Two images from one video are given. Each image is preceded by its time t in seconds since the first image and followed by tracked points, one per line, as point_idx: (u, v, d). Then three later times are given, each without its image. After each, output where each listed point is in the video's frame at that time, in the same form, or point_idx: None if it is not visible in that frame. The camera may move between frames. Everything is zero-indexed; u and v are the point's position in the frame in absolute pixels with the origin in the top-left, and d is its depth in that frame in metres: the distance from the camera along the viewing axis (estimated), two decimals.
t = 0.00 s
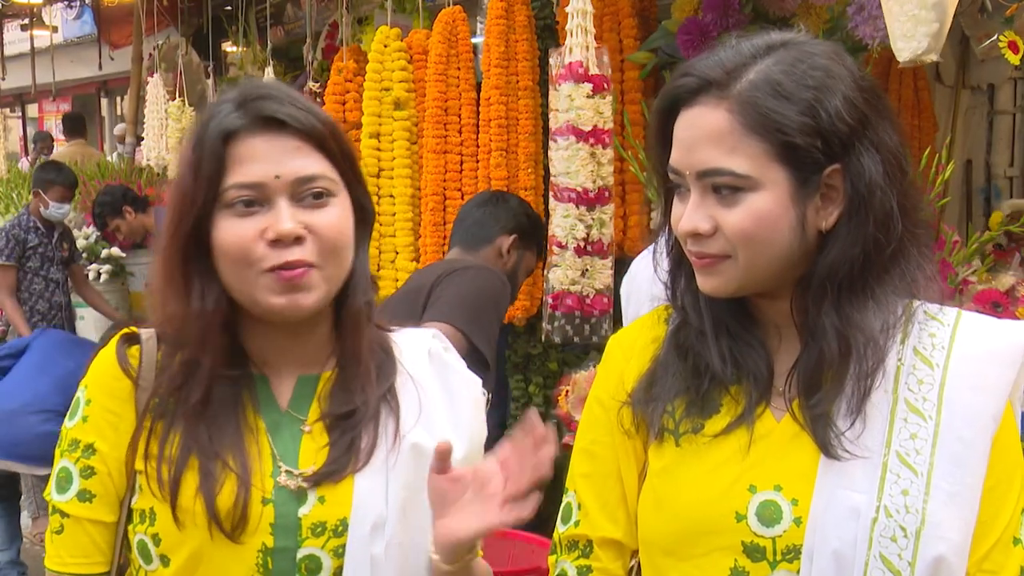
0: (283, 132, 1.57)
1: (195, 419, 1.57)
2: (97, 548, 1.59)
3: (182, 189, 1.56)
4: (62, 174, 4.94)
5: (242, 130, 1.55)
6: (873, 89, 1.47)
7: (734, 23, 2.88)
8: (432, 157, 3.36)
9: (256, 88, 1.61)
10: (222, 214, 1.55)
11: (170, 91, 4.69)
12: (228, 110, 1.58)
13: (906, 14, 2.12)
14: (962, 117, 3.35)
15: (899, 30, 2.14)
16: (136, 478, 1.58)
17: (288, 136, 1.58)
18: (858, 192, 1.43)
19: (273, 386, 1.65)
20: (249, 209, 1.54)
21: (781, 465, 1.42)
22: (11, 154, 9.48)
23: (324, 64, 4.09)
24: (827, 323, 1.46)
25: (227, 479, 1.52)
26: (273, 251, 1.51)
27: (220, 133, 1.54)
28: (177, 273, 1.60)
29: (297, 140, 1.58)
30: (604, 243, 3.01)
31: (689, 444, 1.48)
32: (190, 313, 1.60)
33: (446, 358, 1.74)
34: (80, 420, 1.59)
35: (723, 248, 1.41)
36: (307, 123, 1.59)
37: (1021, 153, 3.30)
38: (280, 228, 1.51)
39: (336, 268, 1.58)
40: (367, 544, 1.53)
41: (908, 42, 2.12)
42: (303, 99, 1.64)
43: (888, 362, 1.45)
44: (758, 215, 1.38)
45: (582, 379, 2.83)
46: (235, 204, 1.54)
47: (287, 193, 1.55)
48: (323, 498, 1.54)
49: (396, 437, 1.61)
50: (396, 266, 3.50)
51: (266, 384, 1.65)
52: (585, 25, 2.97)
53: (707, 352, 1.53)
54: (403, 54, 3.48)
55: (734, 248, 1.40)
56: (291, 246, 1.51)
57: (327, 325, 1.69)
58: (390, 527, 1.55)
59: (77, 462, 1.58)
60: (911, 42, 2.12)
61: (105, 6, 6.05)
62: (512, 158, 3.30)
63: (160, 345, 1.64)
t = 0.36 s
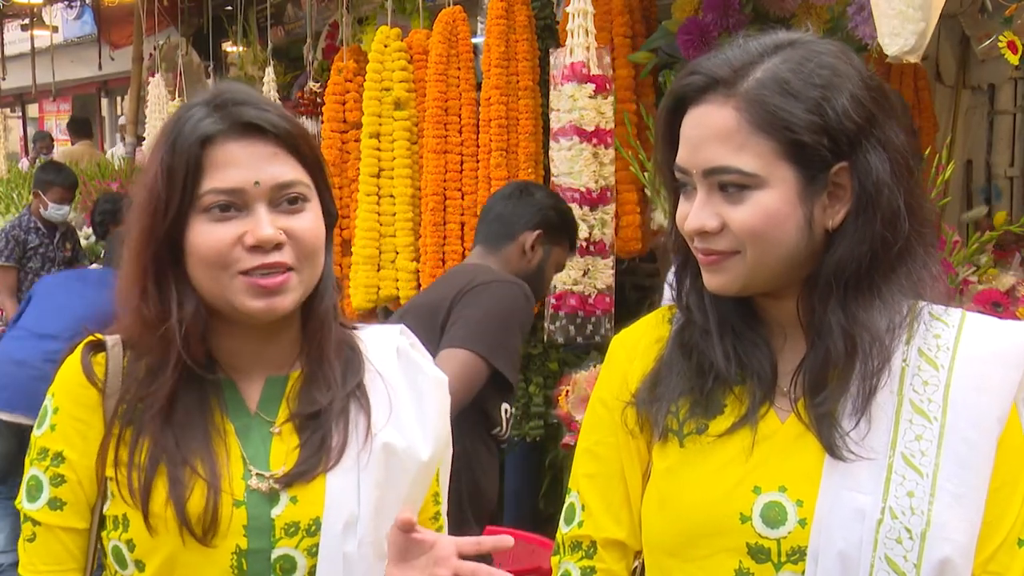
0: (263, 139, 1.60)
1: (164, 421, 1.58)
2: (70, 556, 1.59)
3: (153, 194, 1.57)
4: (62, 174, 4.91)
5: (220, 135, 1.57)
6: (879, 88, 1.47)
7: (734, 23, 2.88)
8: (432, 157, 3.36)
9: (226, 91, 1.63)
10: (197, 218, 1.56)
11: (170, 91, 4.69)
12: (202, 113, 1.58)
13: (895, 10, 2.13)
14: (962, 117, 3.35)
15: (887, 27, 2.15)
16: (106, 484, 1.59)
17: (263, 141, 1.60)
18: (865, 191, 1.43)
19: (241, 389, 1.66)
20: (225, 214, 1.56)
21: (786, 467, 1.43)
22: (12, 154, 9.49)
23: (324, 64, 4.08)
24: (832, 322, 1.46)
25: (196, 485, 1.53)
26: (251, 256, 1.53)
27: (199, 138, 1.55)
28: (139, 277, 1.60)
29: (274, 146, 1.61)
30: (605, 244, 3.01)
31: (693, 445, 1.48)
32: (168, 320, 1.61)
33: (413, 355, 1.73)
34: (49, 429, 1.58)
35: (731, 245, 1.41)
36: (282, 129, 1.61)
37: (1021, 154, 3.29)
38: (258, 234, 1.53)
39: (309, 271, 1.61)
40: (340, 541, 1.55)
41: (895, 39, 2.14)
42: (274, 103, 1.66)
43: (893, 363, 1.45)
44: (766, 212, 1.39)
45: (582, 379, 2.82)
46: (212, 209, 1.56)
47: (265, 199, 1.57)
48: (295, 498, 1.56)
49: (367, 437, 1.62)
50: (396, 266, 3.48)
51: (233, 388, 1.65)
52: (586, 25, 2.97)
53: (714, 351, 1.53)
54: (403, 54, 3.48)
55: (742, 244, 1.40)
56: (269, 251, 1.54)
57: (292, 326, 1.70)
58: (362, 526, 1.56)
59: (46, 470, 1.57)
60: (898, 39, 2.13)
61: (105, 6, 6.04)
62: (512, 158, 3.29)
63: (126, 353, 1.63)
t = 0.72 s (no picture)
0: (227, 135, 1.59)
1: (129, 430, 1.58)
2: (46, 561, 1.59)
3: (117, 194, 1.55)
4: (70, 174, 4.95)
5: (184, 132, 1.56)
6: (872, 89, 1.47)
7: (735, 23, 2.88)
8: (432, 157, 3.36)
9: (187, 88, 1.61)
10: (163, 217, 1.55)
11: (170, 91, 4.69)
12: (164, 111, 1.57)
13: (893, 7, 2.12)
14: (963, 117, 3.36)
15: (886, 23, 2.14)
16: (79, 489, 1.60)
17: (228, 139, 1.59)
18: (865, 193, 1.43)
19: (210, 387, 1.67)
20: (192, 212, 1.55)
21: (793, 467, 1.43)
22: (12, 155, 9.49)
23: (324, 64, 4.08)
24: (836, 323, 1.47)
25: (166, 491, 1.53)
26: (221, 256, 1.53)
27: (163, 135, 1.54)
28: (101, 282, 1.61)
29: (240, 143, 1.60)
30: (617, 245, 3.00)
31: (699, 445, 1.49)
32: (128, 321, 1.61)
33: (383, 343, 1.73)
34: (19, 435, 1.58)
35: (734, 254, 1.41)
36: (247, 127, 1.61)
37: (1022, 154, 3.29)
38: (228, 233, 1.53)
39: (277, 269, 1.62)
40: (317, 534, 1.56)
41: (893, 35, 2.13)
42: (237, 99, 1.65)
43: (896, 362, 1.45)
44: (767, 221, 1.39)
45: (582, 379, 2.83)
46: (178, 208, 1.55)
47: (232, 196, 1.57)
48: (269, 495, 1.57)
49: (338, 429, 1.63)
50: (396, 267, 3.48)
51: (199, 386, 1.66)
52: (586, 25, 2.97)
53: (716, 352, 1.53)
54: (403, 54, 3.48)
55: (746, 253, 1.40)
56: (240, 250, 1.54)
57: (262, 325, 1.71)
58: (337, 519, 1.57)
59: (19, 477, 1.58)
60: (898, 37, 2.13)
61: (105, 6, 6.04)
62: (512, 158, 3.29)
63: (93, 355, 1.63)
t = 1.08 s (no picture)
0: (206, 138, 1.58)
1: (117, 437, 1.57)
2: (41, 566, 1.59)
3: (93, 199, 1.54)
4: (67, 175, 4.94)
5: (162, 137, 1.54)
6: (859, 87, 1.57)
7: (735, 23, 2.88)
8: (432, 157, 3.36)
9: (166, 89, 1.60)
10: (145, 222, 1.54)
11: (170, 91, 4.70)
12: (141, 112, 1.56)
13: (900, 12, 2.12)
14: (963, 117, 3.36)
15: (893, 29, 2.13)
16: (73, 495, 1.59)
17: (208, 141, 1.58)
18: (875, 171, 1.48)
19: (200, 391, 1.67)
20: (175, 217, 1.55)
21: (791, 468, 1.42)
22: (13, 155, 9.50)
23: (324, 64, 4.08)
24: (844, 300, 1.48)
25: (157, 498, 1.53)
26: (204, 261, 1.53)
27: (140, 141, 1.53)
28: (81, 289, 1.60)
29: (219, 145, 1.59)
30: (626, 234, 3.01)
31: (697, 451, 1.48)
32: (100, 330, 1.60)
33: (374, 338, 1.75)
34: (9, 441, 1.57)
35: (765, 230, 1.41)
36: (227, 126, 1.60)
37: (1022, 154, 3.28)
38: (212, 238, 1.53)
39: (261, 271, 1.62)
40: (313, 537, 1.57)
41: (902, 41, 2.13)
42: (218, 100, 1.63)
43: (891, 359, 1.46)
44: (804, 191, 1.40)
45: (582, 378, 2.83)
46: (159, 214, 1.54)
47: (214, 200, 1.57)
48: (265, 498, 1.57)
49: (332, 429, 1.64)
50: (396, 266, 3.49)
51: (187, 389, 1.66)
52: (586, 25, 2.98)
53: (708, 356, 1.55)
54: (403, 54, 3.48)
55: (778, 227, 1.40)
56: (222, 255, 1.54)
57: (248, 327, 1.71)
58: (333, 519, 1.58)
59: (10, 484, 1.56)
60: (906, 41, 2.13)
61: (105, 6, 6.05)
62: (512, 158, 3.29)
63: (79, 360, 1.62)
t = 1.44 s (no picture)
0: (225, 132, 1.59)
1: (120, 441, 1.57)
2: (45, 568, 1.59)
3: (112, 198, 1.55)
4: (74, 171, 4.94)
5: (182, 131, 1.55)
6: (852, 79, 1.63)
7: (735, 23, 2.87)
8: (432, 157, 3.36)
9: (182, 85, 1.61)
10: (167, 219, 1.54)
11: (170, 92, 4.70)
12: (160, 108, 1.56)
13: (899, 14, 2.14)
14: (963, 117, 3.37)
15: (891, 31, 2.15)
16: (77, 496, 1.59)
17: (227, 136, 1.59)
18: (875, 159, 1.55)
19: (206, 392, 1.67)
20: (197, 212, 1.55)
21: (795, 471, 1.42)
22: (13, 154, 9.50)
23: (324, 64, 4.08)
24: (865, 285, 1.50)
25: (158, 505, 1.53)
26: (225, 255, 1.53)
27: (160, 134, 1.53)
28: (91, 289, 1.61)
29: (238, 141, 1.60)
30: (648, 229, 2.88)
31: (697, 453, 1.47)
32: (117, 326, 1.60)
33: (385, 343, 1.78)
34: (16, 441, 1.57)
35: (799, 217, 1.43)
36: (243, 121, 1.61)
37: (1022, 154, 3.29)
38: (234, 231, 1.53)
39: (278, 268, 1.63)
40: (320, 548, 1.57)
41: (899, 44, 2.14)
42: (233, 97, 1.64)
43: (894, 360, 1.47)
44: (835, 177, 1.44)
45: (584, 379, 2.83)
46: (183, 208, 1.54)
47: (234, 194, 1.57)
48: (267, 504, 1.57)
49: (339, 433, 1.65)
50: (396, 267, 3.49)
51: (194, 391, 1.66)
52: (587, 25, 2.97)
53: (709, 360, 1.55)
54: (404, 54, 3.49)
55: (812, 213, 1.43)
56: (244, 249, 1.55)
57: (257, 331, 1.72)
58: (337, 529, 1.59)
59: (15, 484, 1.56)
60: (905, 44, 2.13)
61: (105, 6, 6.05)
62: (512, 158, 3.29)
63: (88, 360, 1.63)
